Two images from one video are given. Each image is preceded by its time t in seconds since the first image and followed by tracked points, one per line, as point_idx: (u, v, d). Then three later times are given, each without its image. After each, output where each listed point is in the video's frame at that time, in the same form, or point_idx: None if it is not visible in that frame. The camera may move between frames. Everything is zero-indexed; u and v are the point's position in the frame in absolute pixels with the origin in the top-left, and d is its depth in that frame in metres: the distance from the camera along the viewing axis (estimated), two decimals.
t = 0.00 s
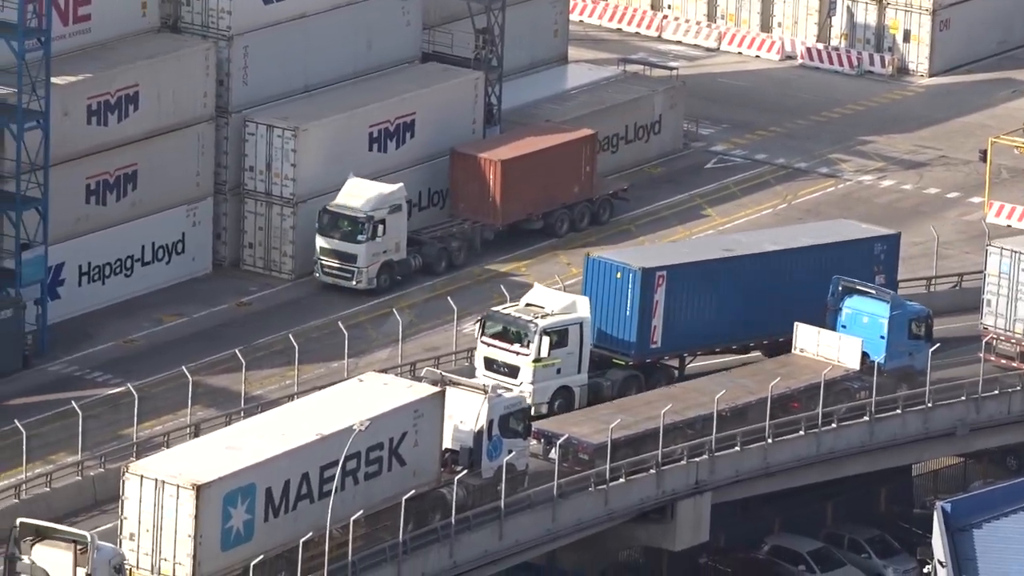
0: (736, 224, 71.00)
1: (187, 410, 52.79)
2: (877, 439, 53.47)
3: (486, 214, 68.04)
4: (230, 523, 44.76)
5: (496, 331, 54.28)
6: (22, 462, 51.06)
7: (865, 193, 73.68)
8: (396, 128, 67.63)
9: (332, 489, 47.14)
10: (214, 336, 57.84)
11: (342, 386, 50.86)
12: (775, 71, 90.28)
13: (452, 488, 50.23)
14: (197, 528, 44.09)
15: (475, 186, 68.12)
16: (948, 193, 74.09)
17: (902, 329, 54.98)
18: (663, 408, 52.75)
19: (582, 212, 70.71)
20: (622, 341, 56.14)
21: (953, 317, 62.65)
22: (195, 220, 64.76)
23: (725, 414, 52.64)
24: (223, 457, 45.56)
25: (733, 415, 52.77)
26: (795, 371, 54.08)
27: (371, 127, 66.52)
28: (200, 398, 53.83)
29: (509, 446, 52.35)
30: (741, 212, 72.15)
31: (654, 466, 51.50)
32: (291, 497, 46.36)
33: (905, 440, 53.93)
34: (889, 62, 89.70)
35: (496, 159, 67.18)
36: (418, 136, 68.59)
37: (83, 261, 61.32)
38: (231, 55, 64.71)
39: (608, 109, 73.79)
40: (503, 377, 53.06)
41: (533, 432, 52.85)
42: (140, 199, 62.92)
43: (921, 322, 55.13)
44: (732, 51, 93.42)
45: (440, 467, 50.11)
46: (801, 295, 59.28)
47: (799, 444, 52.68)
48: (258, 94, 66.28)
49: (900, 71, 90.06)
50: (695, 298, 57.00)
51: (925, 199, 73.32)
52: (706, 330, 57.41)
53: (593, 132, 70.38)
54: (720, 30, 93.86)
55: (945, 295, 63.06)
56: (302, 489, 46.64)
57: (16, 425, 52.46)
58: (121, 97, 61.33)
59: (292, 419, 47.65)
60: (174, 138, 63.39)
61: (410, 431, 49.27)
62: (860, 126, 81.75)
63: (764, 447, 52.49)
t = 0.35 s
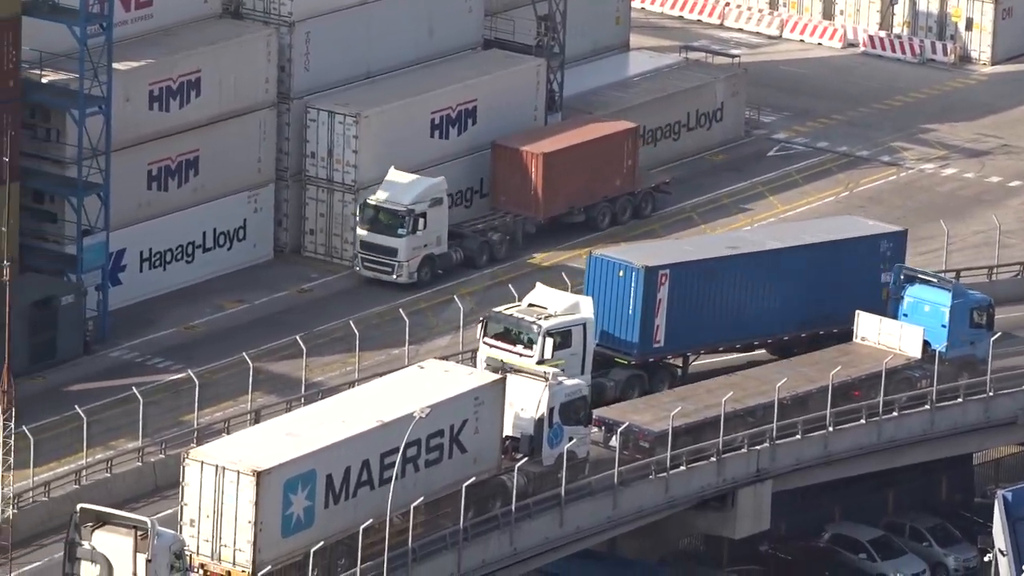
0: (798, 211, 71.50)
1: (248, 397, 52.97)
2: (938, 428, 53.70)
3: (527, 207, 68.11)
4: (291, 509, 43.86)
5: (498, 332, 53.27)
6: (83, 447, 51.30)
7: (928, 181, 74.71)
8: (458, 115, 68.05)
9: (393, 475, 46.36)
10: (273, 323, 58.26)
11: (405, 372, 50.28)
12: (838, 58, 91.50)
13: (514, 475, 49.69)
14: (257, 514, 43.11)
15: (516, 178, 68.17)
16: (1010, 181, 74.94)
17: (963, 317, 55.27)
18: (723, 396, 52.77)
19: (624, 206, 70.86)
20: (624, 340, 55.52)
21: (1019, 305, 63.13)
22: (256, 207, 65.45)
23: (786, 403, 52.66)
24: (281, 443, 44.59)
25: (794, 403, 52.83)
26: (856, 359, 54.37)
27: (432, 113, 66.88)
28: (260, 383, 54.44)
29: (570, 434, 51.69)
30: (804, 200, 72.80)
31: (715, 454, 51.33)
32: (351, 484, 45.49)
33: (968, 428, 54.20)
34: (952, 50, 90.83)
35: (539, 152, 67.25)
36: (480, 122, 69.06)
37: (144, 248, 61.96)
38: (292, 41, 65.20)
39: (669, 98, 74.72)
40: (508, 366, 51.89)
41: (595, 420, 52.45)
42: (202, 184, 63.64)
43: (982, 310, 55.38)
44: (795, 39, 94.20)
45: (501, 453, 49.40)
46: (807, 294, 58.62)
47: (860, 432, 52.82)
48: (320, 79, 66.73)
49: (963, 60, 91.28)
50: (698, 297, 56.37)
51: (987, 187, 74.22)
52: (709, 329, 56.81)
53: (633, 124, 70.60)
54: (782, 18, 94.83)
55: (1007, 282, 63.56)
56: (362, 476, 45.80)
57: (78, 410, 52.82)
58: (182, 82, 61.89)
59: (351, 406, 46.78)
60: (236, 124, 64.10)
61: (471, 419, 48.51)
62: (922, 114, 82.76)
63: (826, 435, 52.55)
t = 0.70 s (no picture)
0: (863, 195, 73.10)
1: (312, 380, 53.22)
2: (1001, 411, 54.01)
3: (569, 197, 68.69)
4: (354, 492, 43.42)
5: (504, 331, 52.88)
6: (148, 430, 51.64)
7: (991, 164, 76.41)
8: (521, 99, 69.32)
9: (457, 458, 45.92)
10: (338, 307, 59.13)
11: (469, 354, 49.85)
12: (902, 41, 93.25)
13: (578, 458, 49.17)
14: (321, 498, 42.56)
15: (560, 167, 68.66)
16: None
17: None
18: (787, 378, 52.91)
19: (668, 195, 71.65)
20: (630, 336, 55.35)
21: None
22: (319, 189, 66.80)
23: (850, 386, 52.75)
24: (343, 426, 44.12)
25: (858, 386, 52.87)
26: (920, 343, 54.97)
27: (496, 97, 68.12)
28: (325, 367, 54.95)
29: (633, 417, 51.59)
30: (867, 182, 74.52)
31: (779, 438, 51.25)
32: (414, 468, 45.06)
33: None
34: (1016, 33, 92.86)
35: (584, 142, 67.80)
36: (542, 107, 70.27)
37: (208, 231, 63.34)
38: (355, 25, 66.32)
39: (733, 80, 76.55)
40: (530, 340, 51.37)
41: (657, 403, 52.48)
42: (265, 167, 64.97)
43: None
44: (858, 21, 96.38)
45: (564, 438, 48.99)
46: (811, 287, 58.64)
47: (924, 414, 52.91)
48: (381, 64, 67.98)
49: None
50: (703, 291, 56.31)
51: None
52: (715, 323, 56.71)
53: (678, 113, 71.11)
54: (847, 2, 96.93)
55: None
56: (425, 459, 45.35)
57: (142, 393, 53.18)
58: (245, 66, 63.23)
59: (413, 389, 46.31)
60: (300, 108, 65.42)
61: (534, 401, 48.16)
62: (985, 98, 84.59)
63: (889, 418, 52.53)
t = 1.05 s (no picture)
0: (925, 175, 74.34)
1: (375, 359, 53.45)
2: None
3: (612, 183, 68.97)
4: (416, 472, 42.74)
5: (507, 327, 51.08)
6: (209, 408, 51.85)
7: None
8: (584, 79, 70.22)
9: (519, 438, 45.27)
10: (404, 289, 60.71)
11: (530, 335, 49.23)
12: (966, 22, 93.72)
13: (641, 438, 48.47)
14: (383, 477, 41.95)
15: (604, 153, 69.02)
16: None
17: None
18: (849, 359, 53.14)
19: (711, 181, 71.79)
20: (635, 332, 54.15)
21: None
22: (382, 169, 67.51)
23: (912, 365, 52.96)
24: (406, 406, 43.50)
25: (920, 366, 53.05)
26: (980, 324, 55.42)
27: (558, 78, 69.00)
28: (387, 348, 55.27)
29: (695, 398, 50.94)
30: (929, 163, 75.52)
31: (841, 418, 51.16)
32: (476, 447, 44.43)
33: None
34: None
35: (628, 128, 68.11)
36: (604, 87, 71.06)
37: (271, 212, 64.02)
38: (418, 6, 66.92)
39: (796, 62, 77.50)
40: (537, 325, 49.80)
41: (720, 383, 52.36)
42: (327, 148, 65.52)
43: None
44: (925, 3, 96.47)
45: (626, 419, 48.50)
46: (816, 279, 57.96)
47: (985, 393, 53.12)
48: (443, 45, 68.48)
49: None
50: (709, 284, 55.18)
51: None
52: (721, 318, 55.67)
53: (723, 101, 71.34)
54: None
55: None
56: (487, 439, 44.73)
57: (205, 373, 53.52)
58: (308, 46, 63.57)
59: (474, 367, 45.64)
60: (365, 87, 65.99)
61: (596, 381, 47.48)
62: None
63: (950, 398, 52.56)
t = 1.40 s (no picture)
0: (979, 156, 75.08)
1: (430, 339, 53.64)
2: None
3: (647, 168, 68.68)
4: (470, 451, 42.14)
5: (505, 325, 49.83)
6: (264, 387, 51.79)
7: None
8: (639, 59, 70.56)
9: (574, 418, 44.72)
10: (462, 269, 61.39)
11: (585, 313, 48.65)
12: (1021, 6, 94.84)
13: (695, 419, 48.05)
14: (437, 457, 41.34)
15: (640, 139, 68.73)
16: None
17: None
18: (904, 339, 53.17)
19: (748, 167, 71.74)
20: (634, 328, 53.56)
21: None
22: (437, 149, 67.88)
23: (968, 347, 52.92)
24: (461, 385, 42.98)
25: (975, 347, 53.06)
26: None
27: (615, 57, 69.44)
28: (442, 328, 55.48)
29: (749, 377, 50.89)
30: (984, 143, 76.38)
31: (895, 398, 50.78)
32: (531, 427, 43.88)
33: None
34: None
35: (663, 113, 67.83)
36: (663, 66, 71.60)
37: (327, 191, 64.26)
38: None
39: (850, 42, 79.15)
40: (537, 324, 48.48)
41: (775, 362, 52.22)
42: (383, 127, 65.85)
43: None
44: None
45: (680, 400, 47.91)
46: (814, 271, 57.24)
47: None
48: (500, 24, 69.35)
49: None
50: (707, 279, 54.52)
51: None
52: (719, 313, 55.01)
53: (758, 86, 71.09)
54: None
55: None
56: (541, 418, 44.17)
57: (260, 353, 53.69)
58: (364, 25, 63.71)
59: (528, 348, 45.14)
60: (422, 65, 66.35)
61: (650, 361, 46.92)
62: None
63: (1004, 379, 52.43)
